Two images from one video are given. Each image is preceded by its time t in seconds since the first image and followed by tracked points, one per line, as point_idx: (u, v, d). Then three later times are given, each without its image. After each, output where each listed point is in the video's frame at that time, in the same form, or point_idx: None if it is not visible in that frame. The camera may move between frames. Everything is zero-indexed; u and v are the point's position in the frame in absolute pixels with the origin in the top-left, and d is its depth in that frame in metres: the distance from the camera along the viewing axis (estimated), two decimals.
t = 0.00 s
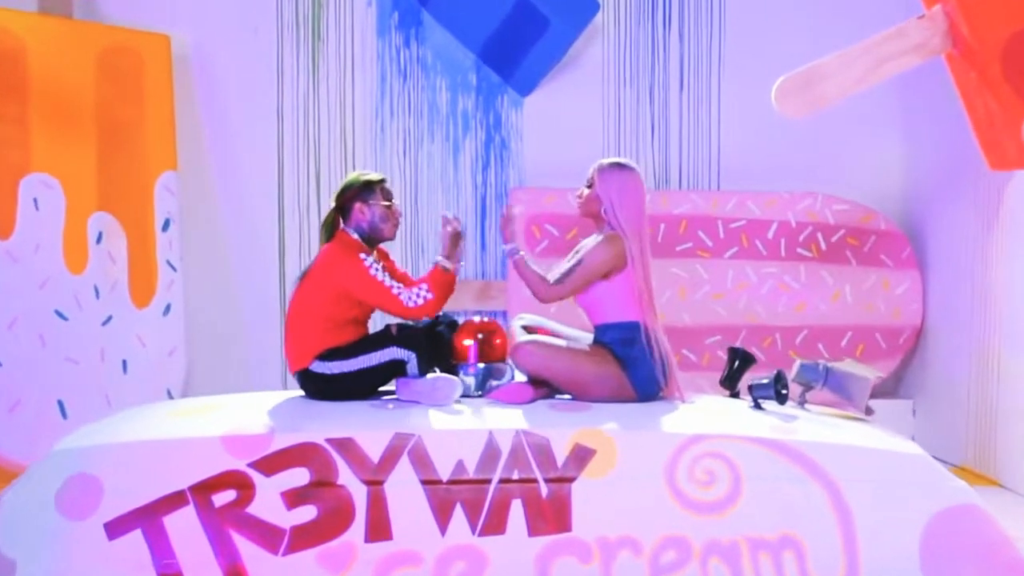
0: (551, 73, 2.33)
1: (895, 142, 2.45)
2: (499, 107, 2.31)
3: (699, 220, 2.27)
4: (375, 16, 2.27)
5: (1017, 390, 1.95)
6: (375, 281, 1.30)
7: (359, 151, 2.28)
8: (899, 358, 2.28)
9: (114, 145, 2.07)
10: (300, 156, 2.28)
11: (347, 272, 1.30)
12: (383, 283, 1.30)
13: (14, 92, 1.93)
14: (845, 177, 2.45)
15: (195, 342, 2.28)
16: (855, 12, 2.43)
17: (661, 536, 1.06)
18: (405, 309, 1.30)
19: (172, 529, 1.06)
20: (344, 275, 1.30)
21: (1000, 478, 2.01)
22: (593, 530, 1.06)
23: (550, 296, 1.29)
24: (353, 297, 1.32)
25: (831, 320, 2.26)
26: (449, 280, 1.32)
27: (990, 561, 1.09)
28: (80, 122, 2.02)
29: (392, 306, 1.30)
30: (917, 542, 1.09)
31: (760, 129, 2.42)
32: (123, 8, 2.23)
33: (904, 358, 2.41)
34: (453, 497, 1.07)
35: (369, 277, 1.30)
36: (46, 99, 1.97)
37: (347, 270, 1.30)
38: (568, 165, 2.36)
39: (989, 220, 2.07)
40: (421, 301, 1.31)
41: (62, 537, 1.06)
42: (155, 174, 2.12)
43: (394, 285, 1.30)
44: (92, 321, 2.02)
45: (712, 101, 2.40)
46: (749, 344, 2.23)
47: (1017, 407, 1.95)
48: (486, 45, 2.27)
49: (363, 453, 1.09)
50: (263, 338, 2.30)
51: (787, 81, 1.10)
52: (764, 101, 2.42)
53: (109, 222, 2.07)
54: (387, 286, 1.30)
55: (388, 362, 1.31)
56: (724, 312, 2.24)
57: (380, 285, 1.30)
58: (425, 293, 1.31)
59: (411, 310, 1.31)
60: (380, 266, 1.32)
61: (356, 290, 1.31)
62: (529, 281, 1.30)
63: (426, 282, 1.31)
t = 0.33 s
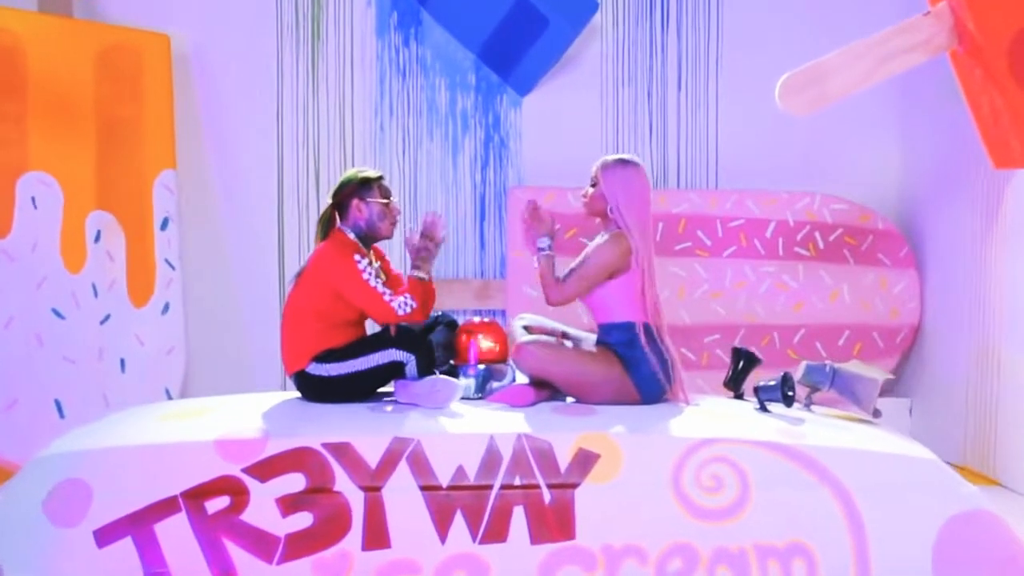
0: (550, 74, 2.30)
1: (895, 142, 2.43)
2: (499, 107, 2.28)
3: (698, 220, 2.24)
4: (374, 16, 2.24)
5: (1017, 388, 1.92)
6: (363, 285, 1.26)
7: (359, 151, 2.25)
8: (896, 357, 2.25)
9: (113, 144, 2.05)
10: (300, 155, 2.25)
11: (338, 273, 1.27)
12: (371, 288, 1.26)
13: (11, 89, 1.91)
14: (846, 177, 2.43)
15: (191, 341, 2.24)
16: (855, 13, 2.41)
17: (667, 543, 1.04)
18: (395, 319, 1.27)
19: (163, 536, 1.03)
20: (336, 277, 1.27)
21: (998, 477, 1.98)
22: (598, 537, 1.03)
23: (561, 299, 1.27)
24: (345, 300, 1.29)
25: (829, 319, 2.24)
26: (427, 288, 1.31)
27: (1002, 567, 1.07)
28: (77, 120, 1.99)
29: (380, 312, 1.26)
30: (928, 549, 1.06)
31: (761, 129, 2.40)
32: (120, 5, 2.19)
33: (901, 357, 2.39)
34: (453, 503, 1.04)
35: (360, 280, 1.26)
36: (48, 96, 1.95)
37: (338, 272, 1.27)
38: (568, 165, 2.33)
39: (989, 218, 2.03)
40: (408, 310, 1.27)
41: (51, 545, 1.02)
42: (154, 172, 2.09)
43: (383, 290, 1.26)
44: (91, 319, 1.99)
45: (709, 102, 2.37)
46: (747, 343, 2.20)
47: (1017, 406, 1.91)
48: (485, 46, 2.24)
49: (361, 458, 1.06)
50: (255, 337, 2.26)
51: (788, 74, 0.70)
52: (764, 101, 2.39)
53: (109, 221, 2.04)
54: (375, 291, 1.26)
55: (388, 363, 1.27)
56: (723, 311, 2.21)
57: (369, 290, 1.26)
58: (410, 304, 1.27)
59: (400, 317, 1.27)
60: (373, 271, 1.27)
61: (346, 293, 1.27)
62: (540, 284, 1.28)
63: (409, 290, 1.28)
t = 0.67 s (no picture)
0: (549, 73, 2.27)
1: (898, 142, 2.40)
2: (498, 106, 2.24)
3: (697, 219, 2.21)
4: (373, 15, 2.20)
5: (1017, 386, 1.86)
6: (363, 286, 1.22)
7: (358, 151, 2.21)
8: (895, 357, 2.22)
9: (110, 142, 2.02)
10: (298, 155, 2.21)
11: (337, 274, 1.23)
12: (370, 290, 1.22)
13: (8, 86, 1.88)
14: (848, 177, 2.40)
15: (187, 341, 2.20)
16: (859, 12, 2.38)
17: (677, 551, 1.00)
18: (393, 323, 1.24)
19: (155, 545, 0.99)
20: (334, 278, 1.23)
21: (1000, 477, 1.93)
22: (606, 545, 1.00)
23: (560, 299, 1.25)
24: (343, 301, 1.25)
25: (829, 319, 2.20)
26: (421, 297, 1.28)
27: None
28: (75, 118, 1.97)
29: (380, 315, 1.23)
30: (945, 557, 1.03)
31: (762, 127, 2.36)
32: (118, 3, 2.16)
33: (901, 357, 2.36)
34: (455, 510, 1.00)
35: (360, 281, 1.22)
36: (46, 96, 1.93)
37: (337, 272, 1.23)
38: (568, 165, 2.29)
39: (991, 215, 1.98)
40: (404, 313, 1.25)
41: (39, 554, 0.99)
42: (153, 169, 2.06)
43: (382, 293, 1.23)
44: (88, 319, 1.97)
45: (708, 102, 2.34)
46: (747, 342, 2.17)
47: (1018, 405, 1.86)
48: (484, 45, 2.20)
49: (360, 463, 1.02)
50: (246, 337, 2.23)
51: (795, 71, 0.85)
52: (766, 100, 2.36)
53: (106, 220, 2.02)
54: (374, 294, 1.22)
55: (387, 364, 1.23)
56: (723, 310, 2.18)
57: (368, 291, 1.22)
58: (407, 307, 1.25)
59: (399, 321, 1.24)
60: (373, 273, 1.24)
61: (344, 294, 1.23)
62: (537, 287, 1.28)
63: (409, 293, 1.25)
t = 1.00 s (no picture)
0: (549, 71, 2.22)
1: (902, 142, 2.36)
2: (497, 104, 2.19)
3: (699, 218, 2.16)
4: (371, 13, 2.16)
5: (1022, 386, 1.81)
6: (370, 273, 1.18)
7: (356, 150, 2.17)
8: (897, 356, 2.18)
9: (106, 138, 1.97)
10: (297, 154, 2.16)
11: (337, 265, 1.18)
12: (379, 275, 1.18)
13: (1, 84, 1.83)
14: (852, 176, 2.35)
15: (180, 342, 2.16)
16: (862, 9, 2.33)
17: (685, 564, 0.97)
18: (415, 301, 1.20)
19: (138, 558, 0.95)
20: (334, 269, 1.19)
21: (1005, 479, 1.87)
22: (610, 558, 0.96)
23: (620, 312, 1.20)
24: (347, 293, 1.21)
25: (830, 319, 2.16)
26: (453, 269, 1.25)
27: None
28: (71, 113, 1.92)
29: (395, 298, 1.19)
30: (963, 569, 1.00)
31: (764, 125, 2.32)
32: None
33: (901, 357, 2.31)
34: (453, 522, 0.96)
35: (365, 269, 1.18)
36: (39, 91, 1.88)
37: (337, 264, 1.18)
38: (566, 165, 2.24)
39: (995, 212, 1.93)
40: (433, 289, 1.21)
41: (27, 563, 0.96)
42: (150, 166, 2.02)
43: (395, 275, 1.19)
44: (81, 319, 1.92)
45: (708, 100, 2.29)
46: (748, 343, 2.13)
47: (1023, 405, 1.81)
48: (483, 43, 2.16)
49: (353, 472, 0.98)
50: (238, 338, 2.18)
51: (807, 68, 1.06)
52: (769, 98, 2.32)
53: (101, 219, 1.97)
54: (385, 277, 1.18)
55: (382, 369, 1.19)
56: (723, 310, 2.14)
57: (377, 278, 1.18)
58: (434, 283, 1.22)
59: (419, 300, 1.20)
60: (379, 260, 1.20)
61: (347, 285, 1.19)
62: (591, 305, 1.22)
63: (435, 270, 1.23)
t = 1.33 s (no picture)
0: (548, 70, 2.17)
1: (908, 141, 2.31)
2: (496, 104, 2.14)
3: (699, 218, 2.11)
4: (369, 11, 2.11)
5: None
6: (359, 277, 1.13)
7: (354, 150, 2.11)
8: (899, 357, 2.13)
9: (99, 136, 1.93)
10: (294, 154, 2.11)
11: (326, 267, 1.14)
12: (369, 278, 1.13)
13: None
14: (858, 176, 2.30)
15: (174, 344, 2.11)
16: (870, 6, 2.28)
17: None
18: (401, 309, 1.14)
19: None
20: (323, 271, 1.14)
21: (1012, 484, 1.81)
22: None
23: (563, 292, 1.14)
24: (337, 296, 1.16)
25: (830, 320, 2.11)
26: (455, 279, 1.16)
27: None
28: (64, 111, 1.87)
29: (383, 305, 1.13)
30: None
31: (767, 123, 2.27)
32: None
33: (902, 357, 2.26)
34: (451, 538, 0.91)
35: (354, 273, 1.13)
36: (31, 87, 1.83)
37: (327, 267, 1.14)
38: (565, 166, 2.18)
39: (1001, 211, 1.87)
40: (420, 297, 1.14)
41: None
42: (145, 165, 1.98)
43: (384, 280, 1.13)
44: (74, 320, 1.87)
45: (709, 99, 2.24)
46: (748, 344, 2.08)
47: None
48: (482, 41, 2.10)
49: (344, 487, 0.93)
50: (231, 340, 2.13)
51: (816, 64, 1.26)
52: (773, 96, 2.26)
53: (94, 219, 1.92)
54: (375, 281, 1.13)
55: (376, 377, 1.14)
56: (723, 311, 2.09)
57: (366, 281, 1.13)
58: (423, 288, 1.14)
59: (406, 310, 1.14)
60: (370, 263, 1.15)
61: (337, 288, 1.14)
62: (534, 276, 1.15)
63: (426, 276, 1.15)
